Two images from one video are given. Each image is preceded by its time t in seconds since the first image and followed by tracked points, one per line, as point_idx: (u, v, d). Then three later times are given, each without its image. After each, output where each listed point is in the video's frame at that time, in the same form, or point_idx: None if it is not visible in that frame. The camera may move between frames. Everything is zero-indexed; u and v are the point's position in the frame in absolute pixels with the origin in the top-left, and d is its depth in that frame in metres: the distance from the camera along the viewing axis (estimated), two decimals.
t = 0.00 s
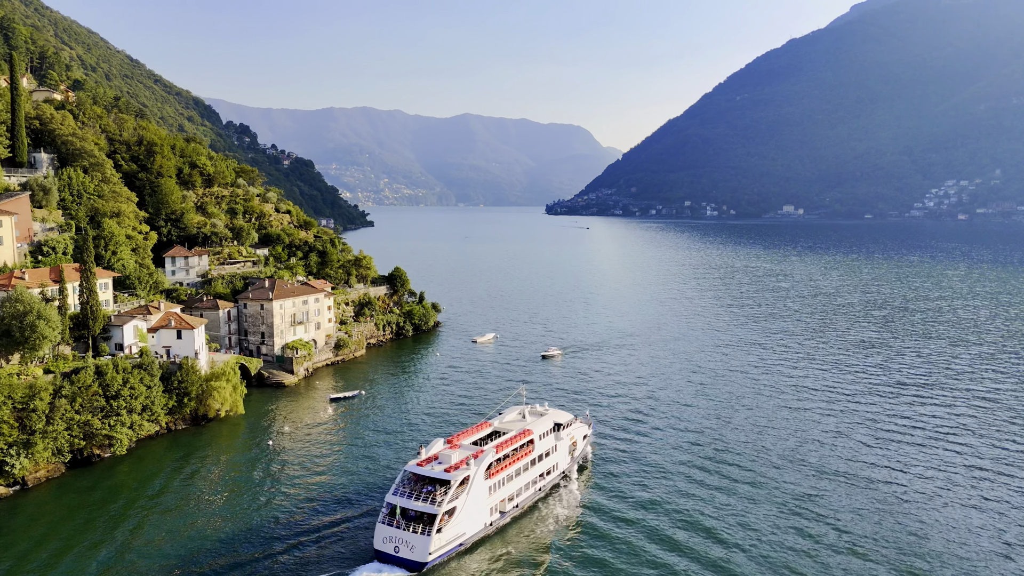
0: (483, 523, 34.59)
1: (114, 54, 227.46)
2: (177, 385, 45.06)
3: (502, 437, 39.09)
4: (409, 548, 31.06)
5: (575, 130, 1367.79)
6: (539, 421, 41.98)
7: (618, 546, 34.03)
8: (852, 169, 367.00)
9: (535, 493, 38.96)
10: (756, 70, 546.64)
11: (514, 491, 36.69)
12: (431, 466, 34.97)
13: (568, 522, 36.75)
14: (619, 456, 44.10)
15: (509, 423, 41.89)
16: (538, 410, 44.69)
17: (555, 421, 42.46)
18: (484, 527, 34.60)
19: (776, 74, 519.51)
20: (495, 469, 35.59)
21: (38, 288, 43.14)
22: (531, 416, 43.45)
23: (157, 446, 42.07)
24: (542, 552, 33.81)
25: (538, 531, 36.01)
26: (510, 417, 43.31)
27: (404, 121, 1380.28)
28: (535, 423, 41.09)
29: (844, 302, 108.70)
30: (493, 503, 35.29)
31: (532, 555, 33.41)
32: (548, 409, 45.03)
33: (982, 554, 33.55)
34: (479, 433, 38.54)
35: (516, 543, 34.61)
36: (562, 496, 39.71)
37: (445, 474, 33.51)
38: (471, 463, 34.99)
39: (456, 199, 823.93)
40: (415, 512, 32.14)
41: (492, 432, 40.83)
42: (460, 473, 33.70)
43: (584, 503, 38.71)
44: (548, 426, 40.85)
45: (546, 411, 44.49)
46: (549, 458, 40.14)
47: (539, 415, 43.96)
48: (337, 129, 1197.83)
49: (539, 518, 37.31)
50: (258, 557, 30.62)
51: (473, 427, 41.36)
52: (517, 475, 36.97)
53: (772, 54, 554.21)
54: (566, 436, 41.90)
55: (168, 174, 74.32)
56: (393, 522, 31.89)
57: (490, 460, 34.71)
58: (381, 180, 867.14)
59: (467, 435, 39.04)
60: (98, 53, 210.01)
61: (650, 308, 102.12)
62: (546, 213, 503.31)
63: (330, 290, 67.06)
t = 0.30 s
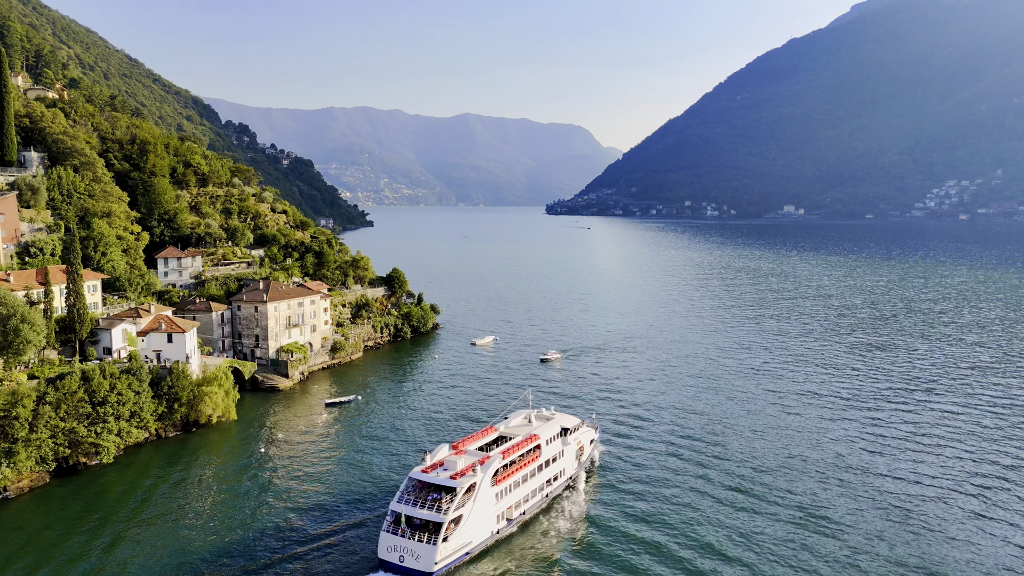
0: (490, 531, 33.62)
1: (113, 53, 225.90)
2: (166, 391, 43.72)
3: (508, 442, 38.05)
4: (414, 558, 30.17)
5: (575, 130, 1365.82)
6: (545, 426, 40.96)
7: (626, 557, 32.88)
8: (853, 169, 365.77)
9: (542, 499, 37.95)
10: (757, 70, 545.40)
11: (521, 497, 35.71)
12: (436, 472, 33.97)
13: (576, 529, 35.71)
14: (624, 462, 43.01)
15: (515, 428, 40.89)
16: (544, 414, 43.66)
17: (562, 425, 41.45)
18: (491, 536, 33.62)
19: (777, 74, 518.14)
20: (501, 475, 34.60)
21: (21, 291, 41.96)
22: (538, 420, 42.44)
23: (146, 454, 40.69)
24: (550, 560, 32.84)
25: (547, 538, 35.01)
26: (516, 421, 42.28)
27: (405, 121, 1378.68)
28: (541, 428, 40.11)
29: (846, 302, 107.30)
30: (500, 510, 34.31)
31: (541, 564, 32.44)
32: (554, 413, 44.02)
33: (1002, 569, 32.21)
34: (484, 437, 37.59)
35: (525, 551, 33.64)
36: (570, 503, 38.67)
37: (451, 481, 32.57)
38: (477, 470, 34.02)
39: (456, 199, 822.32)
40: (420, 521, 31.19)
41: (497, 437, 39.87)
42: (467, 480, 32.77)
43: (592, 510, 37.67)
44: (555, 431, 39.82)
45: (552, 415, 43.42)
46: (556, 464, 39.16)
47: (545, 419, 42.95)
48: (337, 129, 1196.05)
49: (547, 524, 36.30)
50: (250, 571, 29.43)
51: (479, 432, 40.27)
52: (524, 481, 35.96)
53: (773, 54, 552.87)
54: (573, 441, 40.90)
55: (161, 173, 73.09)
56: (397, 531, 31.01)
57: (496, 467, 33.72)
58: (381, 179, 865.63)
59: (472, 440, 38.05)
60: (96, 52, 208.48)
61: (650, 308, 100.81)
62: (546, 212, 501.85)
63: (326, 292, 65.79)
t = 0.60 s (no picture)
0: (497, 540, 32.70)
1: (111, 53, 224.49)
2: (156, 397, 42.33)
3: (515, 448, 36.96)
4: (420, 567, 29.34)
5: (575, 130, 1363.95)
6: (552, 431, 39.83)
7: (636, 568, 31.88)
8: (854, 169, 364.55)
9: (550, 506, 36.91)
10: (757, 69, 544.13)
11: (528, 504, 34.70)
12: (442, 479, 32.97)
13: (585, 537, 34.73)
14: (630, 468, 41.92)
15: (521, 433, 39.78)
16: (551, 418, 42.55)
17: (569, 430, 40.32)
18: (498, 544, 32.70)
19: (778, 74, 516.95)
20: (508, 482, 33.59)
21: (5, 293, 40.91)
22: (544, 424, 41.32)
23: (133, 462, 39.52)
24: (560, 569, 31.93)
25: (554, 546, 34.02)
26: (522, 426, 41.14)
27: (405, 121, 1377.78)
28: (548, 433, 38.98)
29: (849, 303, 105.99)
30: (507, 518, 33.35)
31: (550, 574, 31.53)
32: (561, 417, 42.87)
33: None
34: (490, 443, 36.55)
35: (533, 559, 32.74)
36: (577, 509, 37.65)
37: (457, 489, 31.62)
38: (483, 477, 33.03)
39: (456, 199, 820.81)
40: (426, 530, 30.26)
41: (503, 442, 38.79)
42: (474, 487, 31.80)
43: (600, 517, 36.65)
44: (562, 436, 38.71)
45: (559, 419, 42.26)
46: (563, 470, 38.08)
47: (551, 423, 41.81)
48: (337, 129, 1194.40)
49: (554, 532, 35.29)
50: None
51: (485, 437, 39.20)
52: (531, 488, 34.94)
53: (773, 53, 551.58)
54: (580, 446, 39.77)
55: (154, 173, 71.92)
56: (402, 540, 30.15)
57: (504, 473, 32.73)
58: (381, 179, 864.29)
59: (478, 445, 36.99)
60: (95, 52, 207.12)
61: (652, 309, 99.55)
62: (546, 212, 500.54)
63: (323, 293, 64.52)
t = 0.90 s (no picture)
0: (505, 548, 31.62)
1: (110, 52, 223.58)
2: (144, 403, 40.97)
3: (522, 454, 35.75)
4: None
5: (575, 130, 1362.22)
6: (559, 435, 38.64)
7: None
8: (856, 168, 363.24)
9: (558, 513, 35.74)
10: (758, 69, 542.94)
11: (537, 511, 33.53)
12: (448, 486, 31.84)
13: (594, 546, 33.63)
14: (637, 474, 40.69)
15: (528, 438, 38.54)
16: (558, 423, 41.35)
17: (577, 435, 39.10)
18: (506, 552, 31.60)
19: (778, 74, 515.80)
20: (516, 489, 32.42)
21: None
22: (551, 429, 40.06)
23: (121, 470, 38.28)
24: None
25: (564, 554, 32.94)
26: (529, 430, 39.91)
27: (405, 121, 1376.90)
28: (556, 438, 37.76)
29: (852, 304, 104.61)
30: (515, 526, 32.22)
31: None
32: (568, 421, 41.64)
33: None
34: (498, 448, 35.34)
35: (543, 569, 31.59)
36: (587, 516, 36.48)
37: (463, 496, 30.48)
38: (490, 484, 31.82)
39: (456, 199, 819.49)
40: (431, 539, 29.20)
41: (510, 447, 37.55)
42: (481, 495, 30.64)
43: (610, 524, 35.49)
44: (569, 441, 37.50)
45: (567, 424, 41.01)
46: (572, 475, 36.92)
47: (558, 428, 40.57)
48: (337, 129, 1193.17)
49: (563, 540, 34.18)
50: None
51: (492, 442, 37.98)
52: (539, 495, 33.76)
53: (774, 53, 550.54)
54: (588, 451, 38.58)
55: (147, 173, 70.75)
56: (408, 550, 29.09)
57: (511, 481, 31.56)
58: (381, 179, 862.80)
59: (485, 451, 35.80)
60: (93, 52, 205.94)
61: (653, 310, 98.29)
62: (546, 212, 499.24)
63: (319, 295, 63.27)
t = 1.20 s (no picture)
0: (513, 558, 30.50)
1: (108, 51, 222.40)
2: (133, 409, 39.72)
3: (529, 460, 34.66)
4: None
5: (575, 130, 1360.18)
6: (566, 441, 37.58)
7: None
8: (857, 168, 361.92)
9: (566, 521, 34.64)
10: (759, 69, 541.59)
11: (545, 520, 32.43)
12: (454, 493, 30.71)
13: (603, 555, 32.51)
14: (644, 481, 39.57)
15: (535, 443, 37.45)
16: (565, 427, 40.25)
17: (585, 440, 38.04)
18: (514, 562, 30.48)
19: (779, 73, 514.27)
20: (524, 496, 31.34)
21: None
22: (558, 435, 38.90)
23: (108, 479, 37.09)
24: None
25: (574, 564, 31.83)
26: (535, 435, 38.84)
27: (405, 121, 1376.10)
28: (563, 443, 36.71)
29: (856, 305, 103.22)
30: (523, 535, 31.10)
31: None
32: (575, 426, 40.55)
33: None
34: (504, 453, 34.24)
35: None
36: (594, 524, 35.36)
37: (470, 504, 29.36)
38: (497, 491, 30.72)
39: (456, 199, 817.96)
40: (438, 549, 28.07)
41: (517, 453, 36.48)
42: (488, 503, 29.53)
43: (618, 533, 34.37)
44: (577, 447, 36.42)
45: (574, 428, 39.88)
46: (579, 482, 35.85)
47: (565, 433, 39.48)
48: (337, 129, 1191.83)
49: (572, 549, 33.06)
50: None
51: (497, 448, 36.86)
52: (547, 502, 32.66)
53: (775, 53, 549.17)
54: (596, 457, 37.51)
55: (139, 172, 69.51)
56: (414, 561, 27.95)
57: (520, 488, 30.45)
58: (382, 179, 861.02)
59: (491, 456, 34.69)
60: (91, 51, 204.48)
61: (654, 312, 96.98)
62: (546, 212, 497.65)
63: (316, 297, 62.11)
